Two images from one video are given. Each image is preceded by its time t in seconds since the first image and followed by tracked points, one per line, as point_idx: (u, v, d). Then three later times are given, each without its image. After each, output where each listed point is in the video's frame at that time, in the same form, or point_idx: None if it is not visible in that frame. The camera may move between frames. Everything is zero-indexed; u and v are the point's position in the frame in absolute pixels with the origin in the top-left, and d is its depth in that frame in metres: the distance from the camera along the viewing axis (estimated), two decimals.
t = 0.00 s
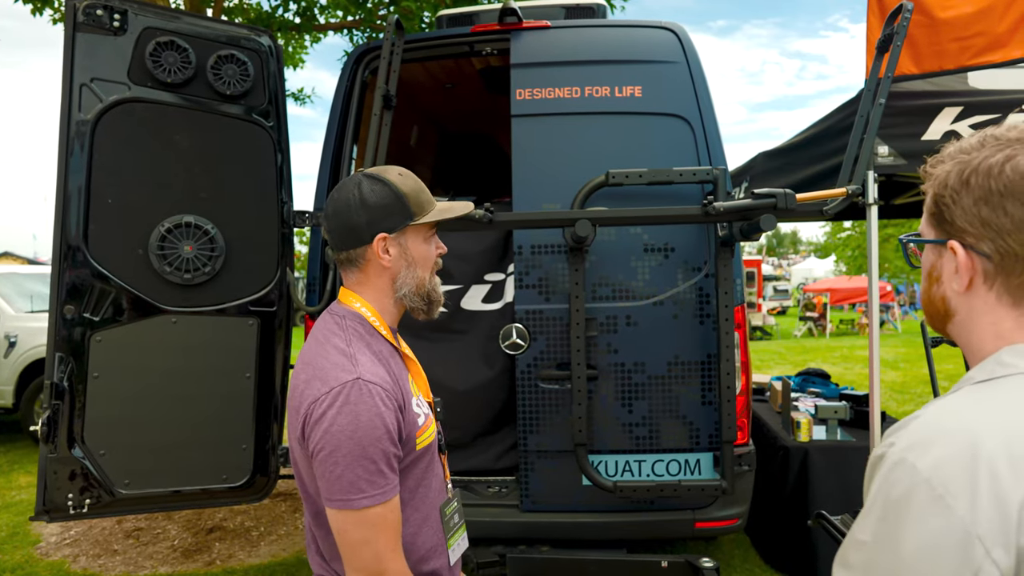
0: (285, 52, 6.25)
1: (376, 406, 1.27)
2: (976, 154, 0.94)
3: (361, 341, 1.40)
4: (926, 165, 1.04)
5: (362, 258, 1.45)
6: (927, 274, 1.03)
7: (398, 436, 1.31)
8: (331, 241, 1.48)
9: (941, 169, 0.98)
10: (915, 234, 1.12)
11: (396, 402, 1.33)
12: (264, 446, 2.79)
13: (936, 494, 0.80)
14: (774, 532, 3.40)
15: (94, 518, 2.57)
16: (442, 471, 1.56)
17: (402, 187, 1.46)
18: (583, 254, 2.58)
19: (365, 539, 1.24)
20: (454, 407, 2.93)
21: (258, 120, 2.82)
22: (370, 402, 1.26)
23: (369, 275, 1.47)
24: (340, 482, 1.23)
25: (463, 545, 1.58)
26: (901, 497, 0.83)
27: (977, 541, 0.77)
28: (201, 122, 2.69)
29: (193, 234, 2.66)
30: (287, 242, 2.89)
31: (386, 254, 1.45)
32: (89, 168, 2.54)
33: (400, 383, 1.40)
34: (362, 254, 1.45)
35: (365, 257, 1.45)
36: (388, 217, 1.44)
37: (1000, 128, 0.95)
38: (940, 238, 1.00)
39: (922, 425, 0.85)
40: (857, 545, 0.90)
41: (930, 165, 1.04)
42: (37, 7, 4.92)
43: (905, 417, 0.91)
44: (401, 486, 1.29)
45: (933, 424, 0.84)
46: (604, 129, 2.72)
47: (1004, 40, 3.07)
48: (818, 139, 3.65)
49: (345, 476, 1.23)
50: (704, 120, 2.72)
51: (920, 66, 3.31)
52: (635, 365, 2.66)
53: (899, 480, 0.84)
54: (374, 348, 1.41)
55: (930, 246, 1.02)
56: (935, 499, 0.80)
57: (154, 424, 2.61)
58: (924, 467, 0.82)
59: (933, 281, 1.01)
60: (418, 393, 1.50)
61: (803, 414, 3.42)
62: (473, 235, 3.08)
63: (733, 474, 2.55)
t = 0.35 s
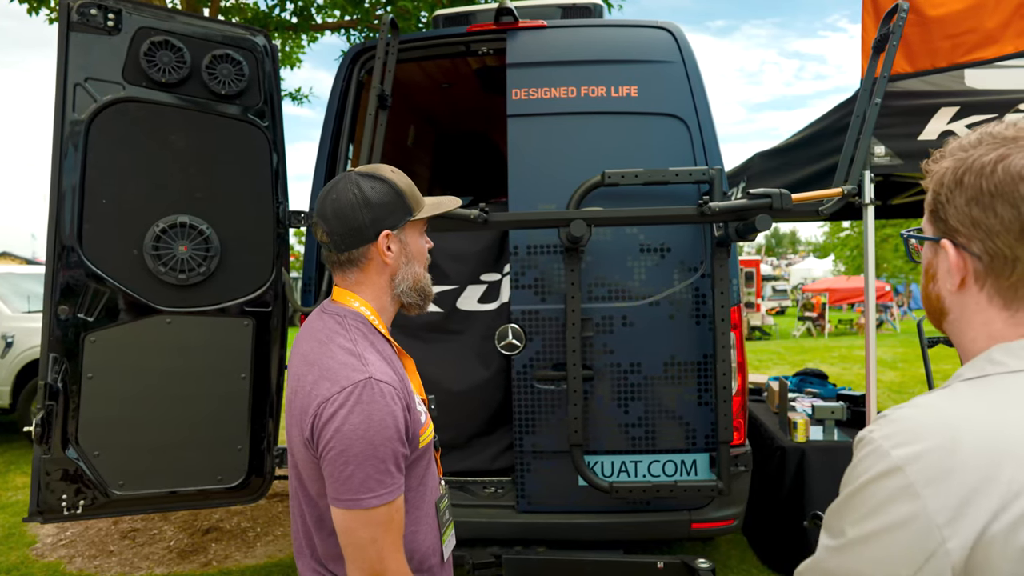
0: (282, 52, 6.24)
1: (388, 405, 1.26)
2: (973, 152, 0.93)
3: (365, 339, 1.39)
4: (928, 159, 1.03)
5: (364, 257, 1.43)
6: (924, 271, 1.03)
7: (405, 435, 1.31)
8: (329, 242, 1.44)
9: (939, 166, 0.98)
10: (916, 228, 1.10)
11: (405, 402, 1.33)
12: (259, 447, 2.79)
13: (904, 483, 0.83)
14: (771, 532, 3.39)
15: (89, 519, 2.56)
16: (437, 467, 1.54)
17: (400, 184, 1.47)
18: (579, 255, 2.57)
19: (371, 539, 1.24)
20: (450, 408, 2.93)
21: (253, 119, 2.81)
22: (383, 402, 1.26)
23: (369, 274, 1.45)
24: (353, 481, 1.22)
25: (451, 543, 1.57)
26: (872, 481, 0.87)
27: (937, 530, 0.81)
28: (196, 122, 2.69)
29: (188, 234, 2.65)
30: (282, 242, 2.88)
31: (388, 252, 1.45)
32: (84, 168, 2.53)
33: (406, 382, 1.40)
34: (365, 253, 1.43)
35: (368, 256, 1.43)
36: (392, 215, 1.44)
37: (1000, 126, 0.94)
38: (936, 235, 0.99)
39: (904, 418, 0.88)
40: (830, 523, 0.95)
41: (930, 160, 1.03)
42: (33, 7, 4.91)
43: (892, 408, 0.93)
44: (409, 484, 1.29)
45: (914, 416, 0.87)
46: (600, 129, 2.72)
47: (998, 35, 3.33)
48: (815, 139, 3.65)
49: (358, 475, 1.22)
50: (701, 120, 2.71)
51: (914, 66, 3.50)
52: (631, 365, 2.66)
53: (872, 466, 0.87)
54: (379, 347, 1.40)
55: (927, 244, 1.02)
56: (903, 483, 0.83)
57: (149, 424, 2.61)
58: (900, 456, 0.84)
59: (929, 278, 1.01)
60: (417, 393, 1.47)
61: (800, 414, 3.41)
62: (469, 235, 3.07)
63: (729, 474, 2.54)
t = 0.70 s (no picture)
0: (279, 52, 6.25)
1: (394, 404, 1.27)
2: (967, 151, 0.93)
3: (363, 339, 1.39)
4: (913, 159, 1.04)
5: (360, 255, 1.43)
6: (911, 272, 1.04)
7: (410, 433, 1.32)
8: (326, 239, 1.43)
9: (930, 164, 0.99)
10: (896, 228, 1.12)
11: (408, 400, 1.34)
12: (256, 447, 2.79)
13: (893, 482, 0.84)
14: (766, 531, 3.40)
15: (85, 518, 2.57)
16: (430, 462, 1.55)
17: (398, 185, 1.49)
18: (575, 254, 2.58)
19: (384, 536, 1.25)
20: (446, 407, 2.93)
21: (249, 119, 2.81)
22: (387, 400, 1.26)
23: (364, 272, 1.45)
24: (362, 479, 1.23)
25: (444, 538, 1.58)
26: (862, 478, 0.88)
27: (924, 528, 0.81)
28: (193, 122, 2.69)
29: (185, 233, 2.65)
30: (279, 242, 2.88)
31: (384, 250, 1.46)
32: (79, 168, 2.53)
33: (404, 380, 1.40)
34: (363, 251, 1.43)
35: (366, 254, 1.44)
36: (390, 214, 1.45)
37: (993, 124, 0.94)
38: (927, 235, 1.00)
39: (894, 418, 0.88)
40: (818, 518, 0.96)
41: (916, 160, 1.04)
42: (30, 7, 4.90)
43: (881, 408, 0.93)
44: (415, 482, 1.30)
45: (904, 416, 0.87)
46: (595, 128, 2.72)
47: (981, 31, 3.12)
48: (811, 139, 3.65)
49: (367, 474, 1.23)
50: (696, 119, 2.72)
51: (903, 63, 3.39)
52: (627, 364, 2.66)
53: (863, 464, 0.88)
54: (376, 346, 1.41)
55: (915, 245, 1.03)
56: (896, 483, 0.84)
57: (146, 424, 2.61)
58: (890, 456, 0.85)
59: (917, 279, 1.03)
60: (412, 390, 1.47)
61: (795, 413, 3.42)
62: (466, 235, 3.08)
63: (724, 473, 2.55)
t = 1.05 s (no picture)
0: (279, 52, 6.27)
1: (398, 397, 1.28)
2: (922, 151, 0.95)
3: (356, 339, 1.40)
4: (880, 157, 1.05)
5: (341, 245, 1.45)
6: (876, 265, 1.07)
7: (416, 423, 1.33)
8: (310, 231, 1.49)
9: (892, 164, 1.00)
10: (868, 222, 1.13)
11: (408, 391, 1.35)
12: (255, 444, 2.80)
13: (904, 502, 0.81)
14: (763, 529, 3.42)
15: (85, 515, 2.58)
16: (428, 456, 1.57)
17: (382, 177, 1.50)
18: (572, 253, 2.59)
19: (417, 520, 1.23)
20: (444, 405, 2.95)
21: (249, 119, 2.82)
22: (392, 392, 1.28)
23: (347, 264, 1.47)
24: (380, 472, 1.22)
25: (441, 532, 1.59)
26: (868, 503, 0.83)
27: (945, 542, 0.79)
28: (193, 122, 2.71)
29: (184, 232, 2.67)
30: (278, 241, 2.90)
31: (363, 241, 1.46)
32: (80, 168, 2.55)
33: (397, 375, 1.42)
34: (342, 241, 1.45)
35: (344, 245, 1.45)
36: (370, 204, 1.46)
37: (953, 128, 0.94)
38: (886, 231, 1.02)
39: (881, 434, 0.85)
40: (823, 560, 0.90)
41: (883, 158, 1.05)
42: (30, 7, 4.92)
43: (862, 426, 0.90)
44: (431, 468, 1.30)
45: (892, 429, 0.85)
46: (593, 128, 2.74)
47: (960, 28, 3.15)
48: (807, 139, 3.68)
49: (384, 469, 1.22)
50: (693, 119, 2.74)
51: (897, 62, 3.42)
52: (623, 362, 2.68)
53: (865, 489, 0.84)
54: (368, 345, 1.42)
55: (878, 239, 1.05)
56: (906, 498, 0.80)
57: (146, 422, 2.63)
58: (894, 473, 0.82)
59: (880, 272, 1.05)
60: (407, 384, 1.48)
61: (792, 411, 3.44)
62: (464, 234, 3.10)
63: (721, 470, 2.57)
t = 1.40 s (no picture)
0: (278, 52, 6.28)
1: (399, 394, 1.30)
2: (876, 168, 1.04)
3: (355, 339, 1.41)
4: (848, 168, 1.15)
5: (343, 248, 1.46)
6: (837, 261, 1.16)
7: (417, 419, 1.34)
8: (310, 230, 1.49)
9: (852, 176, 1.10)
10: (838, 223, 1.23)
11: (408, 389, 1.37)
12: (255, 443, 2.81)
13: (878, 455, 0.90)
14: (761, 528, 3.43)
15: (85, 514, 2.59)
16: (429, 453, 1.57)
17: (384, 181, 1.49)
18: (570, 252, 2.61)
19: (422, 511, 1.24)
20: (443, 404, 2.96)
21: (248, 119, 2.83)
22: (393, 389, 1.29)
23: (347, 265, 1.47)
24: (387, 468, 1.23)
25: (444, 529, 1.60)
26: (848, 466, 0.92)
27: (920, 488, 0.88)
28: (192, 122, 2.72)
29: (184, 232, 2.69)
30: (277, 241, 2.91)
31: (366, 245, 1.46)
32: (80, 168, 2.56)
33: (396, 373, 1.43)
34: (344, 243, 1.45)
35: (348, 248, 1.45)
36: (373, 207, 1.46)
37: (902, 151, 1.05)
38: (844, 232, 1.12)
39: (841, 405, 0.96)
40: (818, 547, 0.93)
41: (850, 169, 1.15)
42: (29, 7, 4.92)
43: (822, 408, 1.00)
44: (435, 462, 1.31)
45: (849, 399, 0.96)
46: (591, 128, 2.75)
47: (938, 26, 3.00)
48: (804, 139, 3.69)
49: (390, 464, 1.23)
50: (690, 119, 2.75)
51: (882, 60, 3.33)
52: (622, 362, 2.69)
53: (843, 452, 0.93)
54: (367, 344, 1.43)
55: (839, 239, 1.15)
56: (888, 456, 0.90)
57: (146, 421, 2.64)
58: (869, 436, 0.91)
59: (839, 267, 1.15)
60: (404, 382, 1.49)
61: (790, 410, 3.45)
62: (463, 234, 3.11)
63: (718, 469, 2.58)
